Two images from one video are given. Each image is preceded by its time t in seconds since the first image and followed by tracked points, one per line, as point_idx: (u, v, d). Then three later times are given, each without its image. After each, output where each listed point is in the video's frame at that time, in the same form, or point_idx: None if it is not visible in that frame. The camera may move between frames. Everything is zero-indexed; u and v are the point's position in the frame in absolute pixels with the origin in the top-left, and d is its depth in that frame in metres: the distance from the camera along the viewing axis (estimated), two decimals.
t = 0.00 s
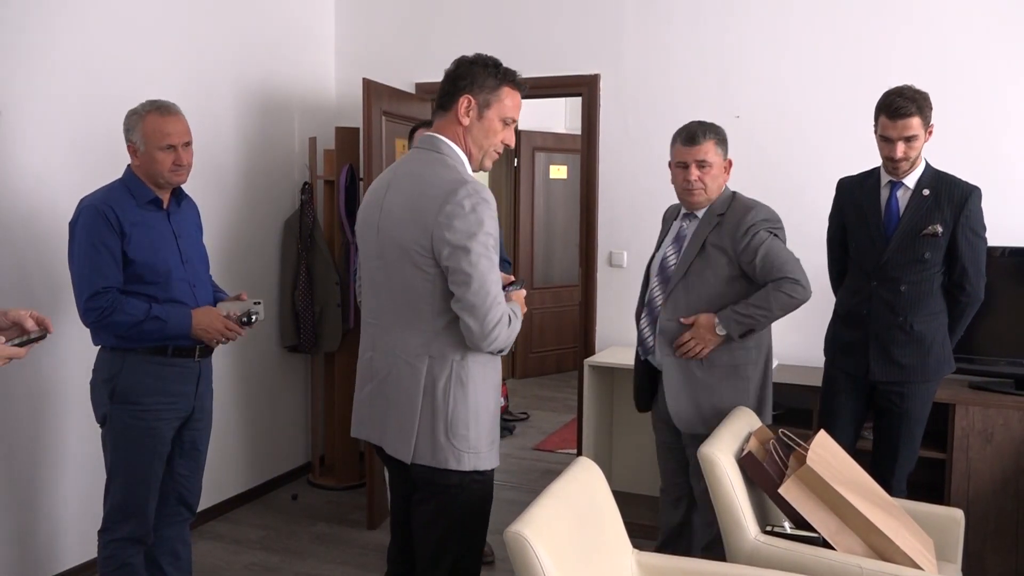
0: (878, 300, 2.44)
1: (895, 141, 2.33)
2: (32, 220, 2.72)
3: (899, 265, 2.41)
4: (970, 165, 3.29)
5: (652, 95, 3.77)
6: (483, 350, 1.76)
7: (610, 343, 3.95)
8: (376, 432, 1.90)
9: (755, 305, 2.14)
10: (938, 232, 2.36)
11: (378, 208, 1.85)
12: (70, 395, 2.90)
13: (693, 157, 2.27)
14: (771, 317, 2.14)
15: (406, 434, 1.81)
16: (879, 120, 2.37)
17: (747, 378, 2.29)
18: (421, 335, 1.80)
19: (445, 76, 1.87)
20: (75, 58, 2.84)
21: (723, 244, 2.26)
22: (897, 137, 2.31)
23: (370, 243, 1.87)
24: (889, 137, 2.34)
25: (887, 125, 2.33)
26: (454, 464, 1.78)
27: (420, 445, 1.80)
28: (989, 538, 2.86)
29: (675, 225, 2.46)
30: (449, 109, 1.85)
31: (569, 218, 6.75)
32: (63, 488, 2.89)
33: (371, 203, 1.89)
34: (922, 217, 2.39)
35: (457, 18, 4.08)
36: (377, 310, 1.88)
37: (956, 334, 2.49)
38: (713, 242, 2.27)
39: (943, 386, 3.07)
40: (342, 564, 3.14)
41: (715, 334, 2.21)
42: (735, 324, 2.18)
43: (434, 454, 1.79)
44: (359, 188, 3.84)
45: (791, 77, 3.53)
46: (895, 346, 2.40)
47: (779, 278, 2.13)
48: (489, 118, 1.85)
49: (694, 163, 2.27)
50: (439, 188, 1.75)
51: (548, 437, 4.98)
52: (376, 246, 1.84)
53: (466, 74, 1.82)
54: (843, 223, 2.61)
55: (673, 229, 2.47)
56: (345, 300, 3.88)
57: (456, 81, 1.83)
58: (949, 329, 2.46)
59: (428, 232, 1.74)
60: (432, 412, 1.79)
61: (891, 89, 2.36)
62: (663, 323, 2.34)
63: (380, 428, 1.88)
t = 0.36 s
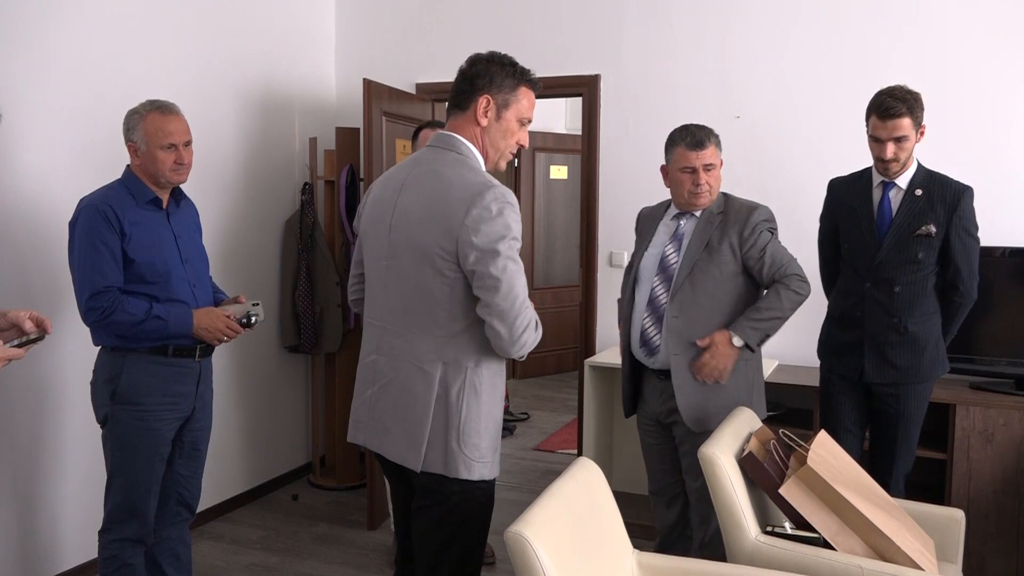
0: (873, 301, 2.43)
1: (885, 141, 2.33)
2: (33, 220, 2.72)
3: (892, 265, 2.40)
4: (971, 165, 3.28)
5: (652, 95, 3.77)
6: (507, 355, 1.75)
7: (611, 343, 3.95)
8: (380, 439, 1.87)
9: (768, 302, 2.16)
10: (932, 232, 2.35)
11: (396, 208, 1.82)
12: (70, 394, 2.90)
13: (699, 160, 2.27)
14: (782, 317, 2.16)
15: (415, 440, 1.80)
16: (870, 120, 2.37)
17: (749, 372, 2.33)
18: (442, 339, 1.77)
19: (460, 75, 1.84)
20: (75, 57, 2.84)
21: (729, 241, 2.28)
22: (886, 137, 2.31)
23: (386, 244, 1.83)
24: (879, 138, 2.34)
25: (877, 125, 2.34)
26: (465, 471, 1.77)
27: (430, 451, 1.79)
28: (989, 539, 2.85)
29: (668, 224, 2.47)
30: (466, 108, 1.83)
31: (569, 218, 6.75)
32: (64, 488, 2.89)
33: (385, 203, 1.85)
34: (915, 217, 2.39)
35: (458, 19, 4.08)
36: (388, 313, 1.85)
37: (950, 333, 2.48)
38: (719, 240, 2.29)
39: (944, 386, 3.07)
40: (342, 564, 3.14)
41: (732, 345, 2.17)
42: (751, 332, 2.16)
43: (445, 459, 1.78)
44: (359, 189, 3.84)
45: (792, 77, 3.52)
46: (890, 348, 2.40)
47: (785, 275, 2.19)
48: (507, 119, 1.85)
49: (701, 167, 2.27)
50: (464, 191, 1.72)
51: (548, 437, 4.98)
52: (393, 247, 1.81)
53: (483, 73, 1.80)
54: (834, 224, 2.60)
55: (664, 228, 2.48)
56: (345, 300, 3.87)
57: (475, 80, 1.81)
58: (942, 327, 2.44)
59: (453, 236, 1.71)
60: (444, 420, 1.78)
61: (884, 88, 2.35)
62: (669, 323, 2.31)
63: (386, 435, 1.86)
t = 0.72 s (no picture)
0: (864, 301, 2.43)
1: (860, 135, 2.34)
2: (33, 220, 2.72)
3: (878, 263, 2.41)
4: (971, 166, 3.28)
5: (652, 95, 3.77)
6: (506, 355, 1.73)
7: (610, 343, 3.95)
8: (383, 441, 1.87)
9: (775, 314, 2.22)
10: (916, 225, 2.37)
11: (401, 206, 1.82)
12: (69, 394, 2.89)
13: (700, 163, 2.27)
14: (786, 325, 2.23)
15: (419, 442, 1.79)
16: (844, 117, 2.38)
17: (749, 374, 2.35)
18: (444, 337, 1.77)
19: (463, 73, 1.84)
20: (75, 57, 2.84)
21: (733, 242, 2.30)
22: (859, 131, 2.32)
23: (390, 243, 1.83)
24: (854, 132, 2.35)
25: (851, 120, 2.34)
26: (469, 473, 1.77)
27: (433, 452, 1.79)
28: (989, 539, 2.85)
29: (666, 224, 2.46)
30: (472, 108, 1.83)
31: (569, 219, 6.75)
32: (64, 488, 2.89)
33: (391, 202, 1.85)
34: (900, 212, 2.40)
35: (458, 19, 4.08)
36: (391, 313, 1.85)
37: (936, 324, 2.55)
38: (722, 239, 2.31)
39: (944, 387, 3.07)
40: (342, 565, 3.14)
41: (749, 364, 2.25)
42: (762, 348, 2.22)
43: (449, 461, 1.78)
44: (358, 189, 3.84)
45: (793, 76, 3.52)
46: (884, 345, 2.40)
47: (787, 283, 2.24)
48: (516, 122, 1.85)
49: (702, 169, 2.27)
50: (469, 190, 1.73)
51: (548, 437, 4.98)
52: (398, 246, 1.81)
53: (489, 72, 1.80)
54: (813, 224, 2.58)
55: (661, 228, 2.48)
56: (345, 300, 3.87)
57: (480, 80, 1.81)
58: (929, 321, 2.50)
59: (457, 235, 1.71)
60: (448, 422, 1.78)
61: (858, 85, 2.37)
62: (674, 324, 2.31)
63: (388, 436, 1.86)
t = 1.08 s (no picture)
0: (849, 302, 2.42)
1: (828, 136, 2.35)
2: (34, 219, 2.72)
3: (862, 263, 2.40)
4: (972, 166, 3.28)
5: (654, 95, 3.77)
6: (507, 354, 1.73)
7: (611, 343, 3.95)
8: (387, 440, 1.87)
9: (775, 317, 2.21)
10: (895, 222, 2.37)
11: (399, 207, 1.82)
12: (71, 393, 2.90)
13: (702, 163, 2.26)
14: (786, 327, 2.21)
15: (424, 441, 1.80)
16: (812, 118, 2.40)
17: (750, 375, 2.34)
18: (444, 337, 1.77)
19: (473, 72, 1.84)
20: (75, 56, 2.84)
21: (733, 242, 2.29)
22: (828, 131, 2.33)
23: (389, 244, 1.83)
24: (822, 133, 2.36)
25: (818, 120, 2.36)
26: (473, 471, 1.77)
27: (439, 451, 1.79)
28: (991, 540, 2.85)
29: (667, 224, 2.46)
30: (479, 108, 1.82)
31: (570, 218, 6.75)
32: (64, 488, 2.89)
33: (389, 203, 1.85)
34: (877, 210, 2.41)
35: (459, 19, 4.08)
36: (392, 314, 1.85)
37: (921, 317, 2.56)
38: (722, 239, 2.30)
39: (945, 387, 3.07)
40: (343, 565, 3.13)
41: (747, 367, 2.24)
42: (762, 350, 2.21)
43: (454, 459, 1.78)
44: (358, 188, 3.84)
45: (794, 76, 3.52)
46: (872, 345, 2.40)
47: (788, 284, 2.23)
48: (513, 129, 1.87)
49: (703, 169, 2.27)
50: (465, 190, 1.72)
51: (550, 438, 4.98)
52: (396, 247, 1.81)
53: (503, 79, 1.81)
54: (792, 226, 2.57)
55: (663, 229, 2.48)
56: (346, 301, 3.86)
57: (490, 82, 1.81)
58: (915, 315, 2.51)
59: (455, 235, 1.71)
60: (454, 421, 1.78)
61: (823, 86, 2.38)
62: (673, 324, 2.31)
63: (393, 436, 1.86)
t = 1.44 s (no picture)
0: (838, 301, 2.43)
1: (806, 140, 2.35)
2: (37, 221, 2.73)
3: (847, 262, 2.40)
4: (974, 166, 3.28)
5: (655, 95, 3.77)
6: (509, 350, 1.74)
7: (613, 343, 3.95)
8: (390, 437, 1.88)
9: (778, 319, 2.20)
10: (878, 220, 2.38)
11: (400, 207, 1.82)
12: (75, 395, 2.91)
13: (708, 164, 2.26)
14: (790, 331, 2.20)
15: (428, 438, 1.80)
16: (787, 123, 2.40)
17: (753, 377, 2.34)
18: (446, 335, 1.77)
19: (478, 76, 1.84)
20: (77, 57, 2.84)
21: (735, 244, 2.28)
22: (804, 135, 2.34)
23: (390, 244, 1.83)
24: (799, 138, 2.36)
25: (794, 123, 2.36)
26: (475, 467, 1.77)
27: (442, 448, 1.79)
28: (993, 540, 2.85)
29: (673, 225, 2.47)
30: (483, 109, 1.82)
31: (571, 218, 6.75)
32: (69, 489, 2.90)
33: (390, 204, 1.85)
34: (859, 208, 2.41)
35: (461, 19, 4.08)
36: (394, 314, 1.86)
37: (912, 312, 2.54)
38: (724, 240, 2.30)
39: (947, 387, 3.06)
40: (346, 565, 3.14)
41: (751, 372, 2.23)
42: (766, 353, 2.20)
43: (457, 455, 1.78)
44: (360, 188, 3.81)
45: (795, 77, 3.52)
46: (866, 344, 2.40)
47: (792, 286, 2.21)
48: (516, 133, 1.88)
49: (708, 170, 2.26)
50: (465, 189, 1.73)
51: (551, 437, 4.98)
52: (398, 246, 1.81)
53: (508, 84, 1.81)
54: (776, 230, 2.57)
55: (669, 229, 2.49)
56: (347, 300, 3.85)
57: (496, 85, 1.82)
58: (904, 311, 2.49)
59: (456, 234, 1.71)
60: (455, 419, 1.78)
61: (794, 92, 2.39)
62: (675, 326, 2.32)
63: (397, 433, 1.86)
